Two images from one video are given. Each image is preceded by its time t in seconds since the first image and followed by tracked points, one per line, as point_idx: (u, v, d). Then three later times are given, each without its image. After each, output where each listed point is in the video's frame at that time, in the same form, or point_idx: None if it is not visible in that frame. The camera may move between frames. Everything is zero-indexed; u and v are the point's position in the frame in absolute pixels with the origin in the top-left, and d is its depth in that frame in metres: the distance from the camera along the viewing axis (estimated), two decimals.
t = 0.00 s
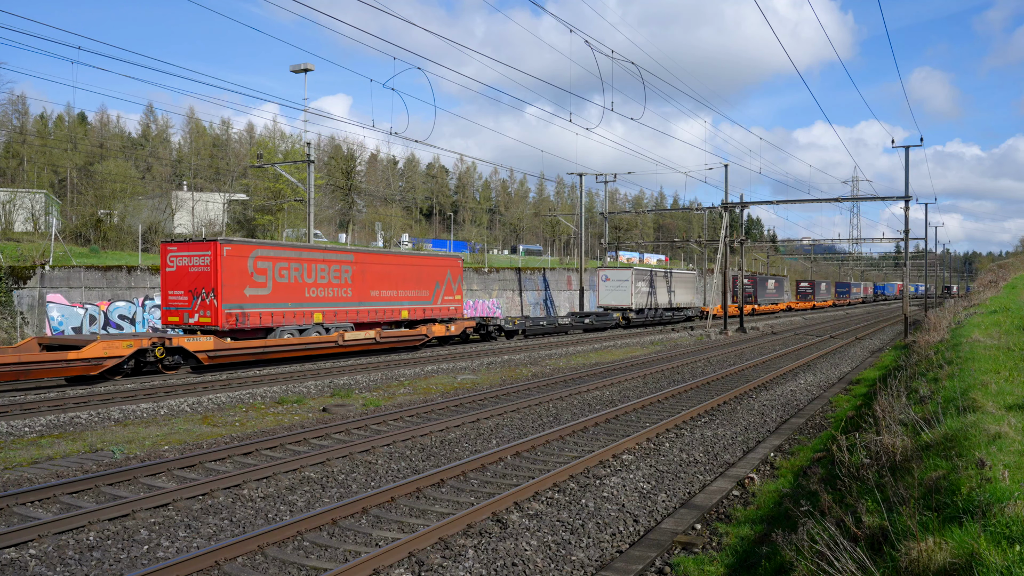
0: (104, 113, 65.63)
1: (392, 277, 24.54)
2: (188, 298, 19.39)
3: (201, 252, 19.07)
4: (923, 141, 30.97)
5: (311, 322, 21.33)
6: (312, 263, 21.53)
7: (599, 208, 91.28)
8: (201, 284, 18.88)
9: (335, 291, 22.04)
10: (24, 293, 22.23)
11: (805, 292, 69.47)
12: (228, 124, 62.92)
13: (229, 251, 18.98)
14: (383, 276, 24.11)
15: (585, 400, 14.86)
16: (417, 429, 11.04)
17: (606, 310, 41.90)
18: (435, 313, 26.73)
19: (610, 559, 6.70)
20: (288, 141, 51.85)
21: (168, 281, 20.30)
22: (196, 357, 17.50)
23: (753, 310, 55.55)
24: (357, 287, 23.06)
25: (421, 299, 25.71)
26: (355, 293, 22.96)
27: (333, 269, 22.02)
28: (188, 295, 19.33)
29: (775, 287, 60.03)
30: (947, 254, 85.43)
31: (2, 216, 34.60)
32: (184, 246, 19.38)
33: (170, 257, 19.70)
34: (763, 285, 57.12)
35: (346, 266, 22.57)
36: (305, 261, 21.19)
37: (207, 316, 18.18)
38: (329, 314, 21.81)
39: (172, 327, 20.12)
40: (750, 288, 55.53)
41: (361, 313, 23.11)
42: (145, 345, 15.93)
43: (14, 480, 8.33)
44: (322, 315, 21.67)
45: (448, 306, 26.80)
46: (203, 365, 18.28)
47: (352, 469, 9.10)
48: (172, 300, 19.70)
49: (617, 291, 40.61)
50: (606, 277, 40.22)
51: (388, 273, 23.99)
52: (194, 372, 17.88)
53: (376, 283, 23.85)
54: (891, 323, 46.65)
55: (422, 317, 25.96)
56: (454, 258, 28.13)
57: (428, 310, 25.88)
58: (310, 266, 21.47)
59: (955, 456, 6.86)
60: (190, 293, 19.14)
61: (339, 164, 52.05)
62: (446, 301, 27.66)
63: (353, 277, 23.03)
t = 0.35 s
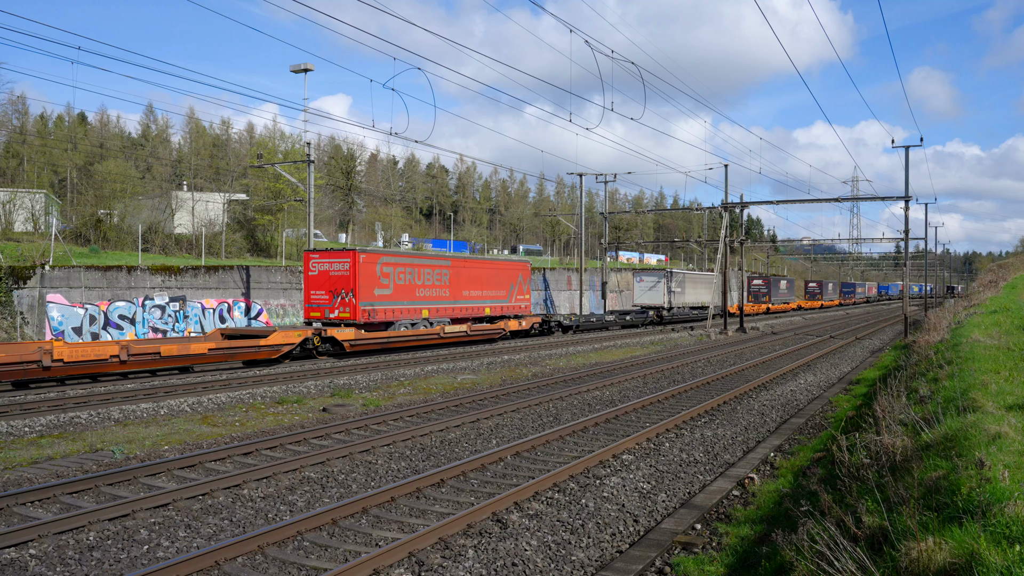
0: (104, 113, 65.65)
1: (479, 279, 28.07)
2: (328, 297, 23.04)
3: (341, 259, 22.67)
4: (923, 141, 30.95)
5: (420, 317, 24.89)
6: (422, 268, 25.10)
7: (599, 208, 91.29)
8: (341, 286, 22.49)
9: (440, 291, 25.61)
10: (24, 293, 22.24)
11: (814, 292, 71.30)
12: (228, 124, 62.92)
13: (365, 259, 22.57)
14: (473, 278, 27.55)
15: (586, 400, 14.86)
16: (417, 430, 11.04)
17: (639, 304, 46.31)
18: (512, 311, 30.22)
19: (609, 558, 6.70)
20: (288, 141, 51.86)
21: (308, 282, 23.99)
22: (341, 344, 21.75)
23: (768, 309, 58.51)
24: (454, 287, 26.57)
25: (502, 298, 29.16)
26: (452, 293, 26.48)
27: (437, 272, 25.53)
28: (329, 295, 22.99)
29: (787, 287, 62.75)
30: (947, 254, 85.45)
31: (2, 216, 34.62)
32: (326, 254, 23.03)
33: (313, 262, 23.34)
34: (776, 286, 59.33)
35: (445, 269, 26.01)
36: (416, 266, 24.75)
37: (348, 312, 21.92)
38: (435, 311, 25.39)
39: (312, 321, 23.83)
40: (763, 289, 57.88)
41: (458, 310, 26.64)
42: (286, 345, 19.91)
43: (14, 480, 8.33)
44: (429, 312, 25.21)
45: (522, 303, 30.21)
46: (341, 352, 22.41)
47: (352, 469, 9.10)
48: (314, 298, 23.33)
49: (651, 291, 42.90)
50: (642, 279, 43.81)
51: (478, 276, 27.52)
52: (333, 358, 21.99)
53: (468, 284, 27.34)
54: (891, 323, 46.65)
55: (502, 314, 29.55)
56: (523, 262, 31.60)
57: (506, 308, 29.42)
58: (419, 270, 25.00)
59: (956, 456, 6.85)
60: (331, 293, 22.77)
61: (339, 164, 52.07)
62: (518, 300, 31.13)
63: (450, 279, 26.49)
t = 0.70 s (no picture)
0: (104, 113, 65.65)
1: (543, 280, 31.92)
2: (427, 296, 26.76)
3: (438, 264, 26.37)
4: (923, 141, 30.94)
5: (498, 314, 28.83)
6: (501, 271, 28.92)
7: (599, 208, 91.31)
8: (438, 287, 26.25)
9: (514, 291, 29.46)
10: (24, 293, 22.28)
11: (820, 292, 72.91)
12: (228, 124, 62.92)
13: (459, 264, 26.27)
14: (537, 280, 31.42)
15: (585, 400, 14.86)
16: (417, 430, 11.04)
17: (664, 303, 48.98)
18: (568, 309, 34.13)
19: (610, 559, 6.70)
20: (288, 141, 51.87)
21: (407, 284, 27.72)
22: (439, 335, 26.31)
23: (781, 308, 61.13)
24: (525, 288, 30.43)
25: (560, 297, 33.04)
26: (522, 292, 30.33)
27: (513, 275, 29.38)
28: (427, 294, 26.71)
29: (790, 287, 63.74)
30: (947, 254, 85.52)
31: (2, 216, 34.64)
32: (425, 259, 26.73)
33: (414, 267, 27.14)
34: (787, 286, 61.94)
35: (516, 272, 29.78)
36: (497, 270, 28.54)
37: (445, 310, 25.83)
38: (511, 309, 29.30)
39: (411, 317, 27.62)
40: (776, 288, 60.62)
41: (527, 308, 30.52)
42: (402, 337, 23.84)
43: (14, 480, 8.33)
44: (506, 309, 29.15)
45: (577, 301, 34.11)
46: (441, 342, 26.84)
47: (352, 469, 9.10)
48: (414, 297, 27.10)
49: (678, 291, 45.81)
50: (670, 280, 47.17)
51: (543, 277, 31.40)
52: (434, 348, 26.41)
53: (534, 285, 31.19)
54: (890, 323, 46.67)
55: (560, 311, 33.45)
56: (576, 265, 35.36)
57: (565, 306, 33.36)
58: (499, 273, 28.76)
59: (956, 456, 6.85)
60: (429, 293, 26.50)
61: (339, 164, 52.08)
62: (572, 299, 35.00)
63: (522, 281, 30.36)
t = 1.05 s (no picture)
0: (104, 113, 65.64)
1: (594, 281, 35.44)
2: (499, 296, 30.51)
3: (510, 267, 30.16)
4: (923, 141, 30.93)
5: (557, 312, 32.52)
6: (560, 273, 32.54)
7: (599, 208, 91.32)
8: (511, 287, 30.04)
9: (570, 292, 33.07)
10: (24, 293, 22.34)
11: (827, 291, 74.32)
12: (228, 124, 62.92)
13: (529, 267, 30.04)
14: (589, 281, 35.07)
15: (585, 400, 14.86)
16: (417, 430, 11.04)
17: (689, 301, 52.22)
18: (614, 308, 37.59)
19: (610, 558, 6.70)
20: (288, 141, 51.85)
21: (481, 284, 31.49)
22: (512, 329, 29.88)
23: (789, 307, 63.74)
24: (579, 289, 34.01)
25: (606, 297, 36.62)
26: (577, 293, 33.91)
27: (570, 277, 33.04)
28: (500, 294, 30.46)
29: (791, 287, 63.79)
30: (947, 254, 85.51)
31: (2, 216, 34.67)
32: (498, 263, 30.48)
33: (488, 270, 30.89)
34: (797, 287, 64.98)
35: (571, 275, 33.43)
36: (557, 272, 32.18)
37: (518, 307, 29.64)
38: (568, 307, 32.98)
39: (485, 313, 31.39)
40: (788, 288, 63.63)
41: (580, 306, 34.16)
42: (486, 331, 27.66)
43: (15, 480, 8.33)
44: (563, 307, 32.78)
45: (621, 300, 37.74)
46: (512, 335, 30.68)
47: (352, 469, 9.10)
48: (487, 297, 30.87)
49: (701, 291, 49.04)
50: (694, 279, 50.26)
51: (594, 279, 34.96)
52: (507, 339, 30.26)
53: (586, 286, 34.83)
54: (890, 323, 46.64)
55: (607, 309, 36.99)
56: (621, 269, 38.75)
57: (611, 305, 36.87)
58: (558, 275, 32.38)
59: (956, 456, 6.85)
60: (502, 293, 30.29)
61: (339, 164, 52.07)
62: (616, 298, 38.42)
63: (576, 282, 33.97)
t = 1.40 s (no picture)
0: (104, 113, 65.58)
1: (633, 281, 37.68)
2: (555, 296, 32.65)
3: (566, 270, 32.45)
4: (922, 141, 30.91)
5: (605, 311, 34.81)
6: (607, 275, 34.76)
7: (600, 208, 91.25)
8: (567, 288, 32.27)
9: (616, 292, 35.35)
10: (24, 293, 22.38)
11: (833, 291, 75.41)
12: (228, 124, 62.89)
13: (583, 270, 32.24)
14: (630, 282, 37.39)
15: (585, 400, 14.85)
16: (417, 429, 11.04)
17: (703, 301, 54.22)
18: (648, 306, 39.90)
19: (609, 559, 6.70)
20: (288, 141, 51.83)
21: (537, 285, 33.71)
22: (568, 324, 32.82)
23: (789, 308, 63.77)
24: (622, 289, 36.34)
25: (641, 297, 38.95)
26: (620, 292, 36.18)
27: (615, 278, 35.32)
28: (557, 294, 32.61)
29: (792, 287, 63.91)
30: (947, 254, 85.52)
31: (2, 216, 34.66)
32: (555, 266, 32.63)
33: (544, 272, 33.09)
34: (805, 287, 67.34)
35: (616, 276, 35.76)
36: (605, 274, 34.42)
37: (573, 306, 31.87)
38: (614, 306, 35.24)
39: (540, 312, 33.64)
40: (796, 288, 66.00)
41: (623, 304, 36.45)
42: (548, 325, 30.69)
43: (15, 480, 8.33)
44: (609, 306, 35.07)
45: (654, 300, 40.12)
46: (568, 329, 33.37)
47: (352, 469, 9.10)
48: (543, 297, 33.02)
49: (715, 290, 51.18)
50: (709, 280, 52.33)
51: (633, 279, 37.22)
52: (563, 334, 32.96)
53: (626, 287, 37.09)
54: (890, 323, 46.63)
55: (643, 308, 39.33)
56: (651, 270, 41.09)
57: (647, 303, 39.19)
58: (606, 276, 34.60)
59: (956, 456, 6.85)
60: (559, 292, 32.50)
61: (339, 164, 52.00)
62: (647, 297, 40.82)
63: (620, 283, 36.25)
